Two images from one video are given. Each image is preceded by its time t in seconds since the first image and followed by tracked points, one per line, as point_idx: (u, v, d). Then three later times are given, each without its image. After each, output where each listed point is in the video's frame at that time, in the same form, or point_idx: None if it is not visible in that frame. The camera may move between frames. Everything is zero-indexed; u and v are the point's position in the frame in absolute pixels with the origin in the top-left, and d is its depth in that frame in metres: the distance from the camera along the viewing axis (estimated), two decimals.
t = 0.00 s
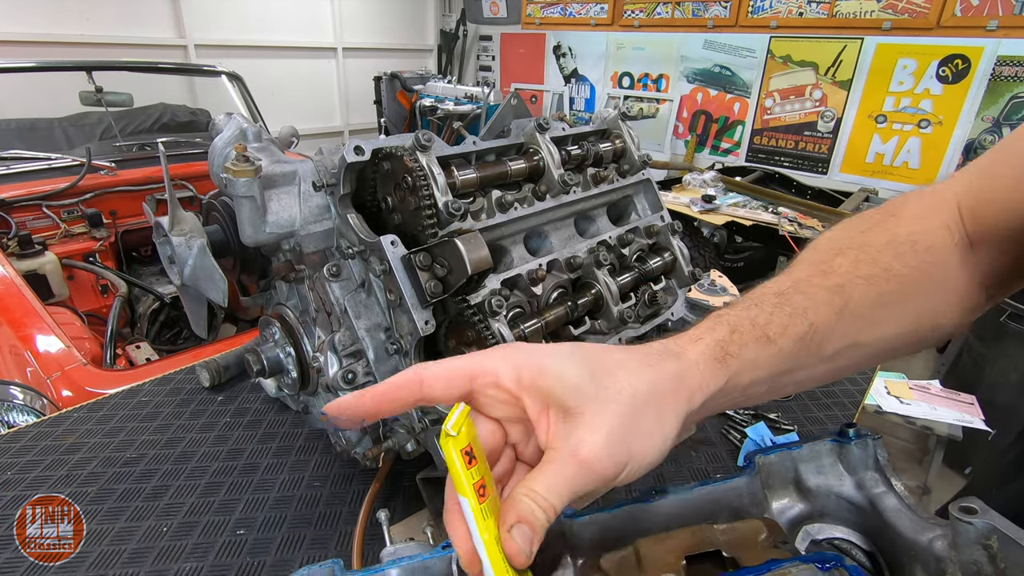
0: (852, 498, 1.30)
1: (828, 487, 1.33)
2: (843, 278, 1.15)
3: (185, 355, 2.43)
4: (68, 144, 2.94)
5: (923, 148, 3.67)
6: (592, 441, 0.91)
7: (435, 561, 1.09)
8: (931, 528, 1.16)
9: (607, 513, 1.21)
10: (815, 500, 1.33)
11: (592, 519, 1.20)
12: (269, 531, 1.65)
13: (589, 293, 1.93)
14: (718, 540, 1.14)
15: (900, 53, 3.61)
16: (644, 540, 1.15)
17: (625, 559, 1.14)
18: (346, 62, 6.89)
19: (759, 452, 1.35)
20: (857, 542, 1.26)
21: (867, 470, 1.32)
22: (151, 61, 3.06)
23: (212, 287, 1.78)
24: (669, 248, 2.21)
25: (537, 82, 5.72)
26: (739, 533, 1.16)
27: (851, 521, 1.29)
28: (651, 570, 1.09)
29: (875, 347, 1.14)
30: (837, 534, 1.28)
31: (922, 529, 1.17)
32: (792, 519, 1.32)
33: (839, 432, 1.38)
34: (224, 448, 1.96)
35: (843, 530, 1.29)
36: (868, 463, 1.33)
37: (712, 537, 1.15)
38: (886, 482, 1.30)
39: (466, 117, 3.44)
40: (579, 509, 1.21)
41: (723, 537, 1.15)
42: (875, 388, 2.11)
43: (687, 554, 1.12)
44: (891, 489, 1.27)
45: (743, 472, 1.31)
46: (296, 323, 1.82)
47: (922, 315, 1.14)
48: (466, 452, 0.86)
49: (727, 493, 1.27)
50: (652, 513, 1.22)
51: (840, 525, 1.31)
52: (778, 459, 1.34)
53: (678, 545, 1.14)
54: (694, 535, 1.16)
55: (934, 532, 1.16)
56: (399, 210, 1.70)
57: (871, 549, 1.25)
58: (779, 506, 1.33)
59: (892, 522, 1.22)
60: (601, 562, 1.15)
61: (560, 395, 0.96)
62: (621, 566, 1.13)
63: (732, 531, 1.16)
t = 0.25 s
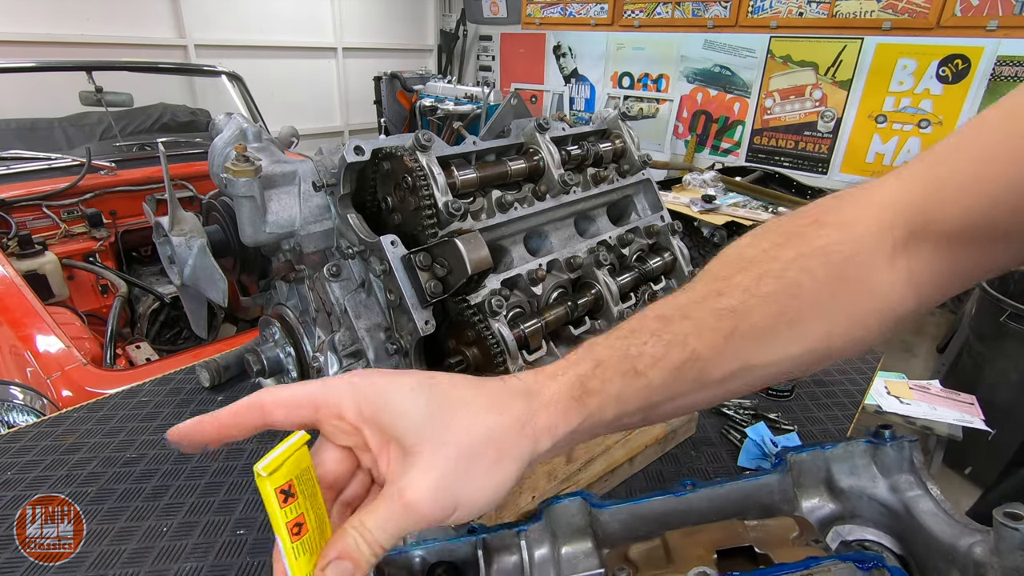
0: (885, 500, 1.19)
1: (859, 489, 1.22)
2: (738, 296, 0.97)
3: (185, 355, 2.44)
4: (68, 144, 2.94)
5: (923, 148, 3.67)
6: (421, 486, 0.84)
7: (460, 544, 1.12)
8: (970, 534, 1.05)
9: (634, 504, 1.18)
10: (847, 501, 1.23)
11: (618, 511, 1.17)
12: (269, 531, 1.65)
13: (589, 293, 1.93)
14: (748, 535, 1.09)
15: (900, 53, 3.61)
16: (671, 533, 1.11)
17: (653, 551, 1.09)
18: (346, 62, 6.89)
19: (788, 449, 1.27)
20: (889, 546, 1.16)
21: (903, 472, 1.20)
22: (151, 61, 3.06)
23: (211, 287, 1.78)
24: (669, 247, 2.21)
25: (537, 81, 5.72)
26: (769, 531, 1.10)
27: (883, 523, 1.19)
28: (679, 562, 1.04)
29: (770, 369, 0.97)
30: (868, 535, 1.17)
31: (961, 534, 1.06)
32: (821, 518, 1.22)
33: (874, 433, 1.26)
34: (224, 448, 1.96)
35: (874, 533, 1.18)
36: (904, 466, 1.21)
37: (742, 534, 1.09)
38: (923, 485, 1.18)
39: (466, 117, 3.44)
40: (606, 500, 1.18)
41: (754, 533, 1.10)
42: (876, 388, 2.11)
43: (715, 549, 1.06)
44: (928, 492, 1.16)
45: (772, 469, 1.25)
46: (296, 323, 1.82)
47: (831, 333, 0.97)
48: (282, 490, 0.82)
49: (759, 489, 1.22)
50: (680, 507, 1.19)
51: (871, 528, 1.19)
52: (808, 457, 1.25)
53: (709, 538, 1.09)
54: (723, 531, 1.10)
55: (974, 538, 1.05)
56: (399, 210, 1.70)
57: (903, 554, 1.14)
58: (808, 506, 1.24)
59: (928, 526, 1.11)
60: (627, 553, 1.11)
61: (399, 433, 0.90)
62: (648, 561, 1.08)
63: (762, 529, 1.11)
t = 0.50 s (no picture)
0: (907, 506, 1.22)
1: (879, 494, 1.24)
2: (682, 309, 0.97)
3: (185, 355, 2.43)
4: (68, 144, 2.94)
5: (923, 148, 3.67)
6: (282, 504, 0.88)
7: (470, 543, 1.10)
8: (997, 549, 1.10)
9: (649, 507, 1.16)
10: (866, 505, 1.25)
11: (630, 513, 1.15)
12: (269, 531, 1.65)
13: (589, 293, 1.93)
14: (763, 543, 1.09)
15: (900, 53, 3.61)
16: (685, 538, 1.10)
17: (667, 556, 1.09)
18: (346, 62, 6.89)
19: (808, 452, 1.26)
20: (907, 551, 1.20)
21: (924, 478, 1.24)
22: (151, 61, 3.06)
23: (212, 287, 1.77)
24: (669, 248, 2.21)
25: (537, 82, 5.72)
26: (785, 538, 1.11)
27: (902, 528, 1.23)
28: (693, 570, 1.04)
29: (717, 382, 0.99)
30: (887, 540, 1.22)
31: (986, 549, 1.11)
32: (840, 523, 1.24)
33: (900, 437, 1.27)
34: (224, 448, 1.96)
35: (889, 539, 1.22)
36: (927, 473, 1.24)
37: (760, 543, 1.09)
38: (946, 493, 1.21)
39: (466, 117, 3.44)
40: (622, 502, 1.16)
41: (770, 542, 1.10)
42: (876, 389, 2.08)
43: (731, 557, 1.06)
44: (952, 500, 1.20)
45: (793, 473, 1.23)
46: (296, 323, 1.82)
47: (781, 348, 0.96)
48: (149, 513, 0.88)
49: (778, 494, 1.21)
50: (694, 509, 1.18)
51: (890, 532, 1.23)
52: (829, 461, 1.25)
53: (722, 545, 1.09)
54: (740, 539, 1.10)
55: (1000, 553, 1.10)
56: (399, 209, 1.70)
57: (923, 560, 1.18)
58: (826, 511, 1.25)
59: (952, 537, 1.15)
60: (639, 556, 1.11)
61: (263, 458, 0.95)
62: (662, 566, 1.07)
63: (778, 535, 1.11)
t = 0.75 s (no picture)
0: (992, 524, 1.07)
1: (962, 508, 1.10)
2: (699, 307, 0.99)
3: (185, 355, 2.43)
4: (68, 144, 2.94)
5: (923, 148, 3.67)
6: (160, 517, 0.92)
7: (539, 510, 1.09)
8: None
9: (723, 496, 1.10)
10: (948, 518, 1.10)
11: (706, 499, 1.10)
12: (269, 531, 1.65)
13: (589, 293, 1.93)
14: (848, 544, 0.99)
15: (900, 53, 3.60)
16: (766, 530, 1.02)
17: (743, 546, 1.01)
18: (346, 62, 6.89)
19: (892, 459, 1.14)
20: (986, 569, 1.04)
21: (1014, 498, 1.08)
22: (151, 61, 3.06)
23: (212, 287, 1.77)
24: (669, 248, 2.21)
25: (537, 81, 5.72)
26: (871, 543, 1.00)
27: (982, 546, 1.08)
28: (771, 561, 0.96)
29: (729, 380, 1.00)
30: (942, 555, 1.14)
31: None
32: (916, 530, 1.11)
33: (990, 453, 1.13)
34: (224, 448, 1.96)
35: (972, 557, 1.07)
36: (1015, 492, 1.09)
37: (845, 542, 0.99)
38: None
39: (466, 117, 3.44)
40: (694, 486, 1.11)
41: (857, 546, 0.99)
42: (876, 389, 2.08)
43: (816, 554, 0.97)
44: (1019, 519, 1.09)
45: (876, 478, 1.11)
46: (296, 323, 1.82)
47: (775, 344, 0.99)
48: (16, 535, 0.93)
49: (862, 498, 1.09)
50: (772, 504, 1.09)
51: (969, 547, 1.09)
52: (913, 469, 1.12)
53: (805, 542, 0.99)
54: (822, 537, 1.00)
55: None
56: (399, 210, 1.70)
57: None
58: (904, 518, 1.12)
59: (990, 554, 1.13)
60: (714, 543, 1.03)
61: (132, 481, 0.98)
62: (737, 555, 0.99)
63: (862, 538, 1.01)
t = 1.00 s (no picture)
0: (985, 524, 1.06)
1: (956, 508, 1.10)
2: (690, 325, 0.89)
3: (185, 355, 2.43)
4: (68, 144, 2.94)
5: (923, 148, 3.67)
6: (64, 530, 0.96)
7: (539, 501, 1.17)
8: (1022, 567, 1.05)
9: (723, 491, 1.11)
10: (941, 517, 1.10)
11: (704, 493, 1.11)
12: (269, 531, 1.65)
13: (589, 293, 1.93)
14: (840, 540, 1.00)
15: (900, 53, 3.60)
16: (758, 525, 1.02)
17: (737, 540, 1.01)
18: (346, 62, 6.89)
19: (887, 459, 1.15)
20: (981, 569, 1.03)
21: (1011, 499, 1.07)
22: (151, 61, 3.05)
23: (212, 287, 1.77)
24: (669, 247, 2.21)
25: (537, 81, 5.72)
26: (863, 539, 1.00)
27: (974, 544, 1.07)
28: (763, 555, 0.96)
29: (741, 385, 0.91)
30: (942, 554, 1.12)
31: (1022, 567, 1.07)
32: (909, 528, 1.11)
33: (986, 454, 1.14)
34: (224, 448, 1.96)
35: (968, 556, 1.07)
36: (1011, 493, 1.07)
37: (836, 539, 0.99)
38: None
39: (466, 117, 3.44)
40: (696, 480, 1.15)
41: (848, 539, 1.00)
42: (876, 388, 2.08)
43: (808, 548, 0.97)
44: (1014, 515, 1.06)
45: (871, 476, 1.14)
46: (296, 323, 1.82)
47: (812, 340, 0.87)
48: None
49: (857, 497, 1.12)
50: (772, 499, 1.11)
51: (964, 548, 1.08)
52: (908, 469, 1.13)
53: (799, 536, 1.00)
54: (814, 532, 1.01)
55: None
56: (399, 209, 1.70)
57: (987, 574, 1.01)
58: (898, 518, 1.12)
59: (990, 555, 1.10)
60: (707, 537, 1.03)
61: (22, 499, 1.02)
62: (731, 548, 1.00)
63: (853, 534, 1.01)
